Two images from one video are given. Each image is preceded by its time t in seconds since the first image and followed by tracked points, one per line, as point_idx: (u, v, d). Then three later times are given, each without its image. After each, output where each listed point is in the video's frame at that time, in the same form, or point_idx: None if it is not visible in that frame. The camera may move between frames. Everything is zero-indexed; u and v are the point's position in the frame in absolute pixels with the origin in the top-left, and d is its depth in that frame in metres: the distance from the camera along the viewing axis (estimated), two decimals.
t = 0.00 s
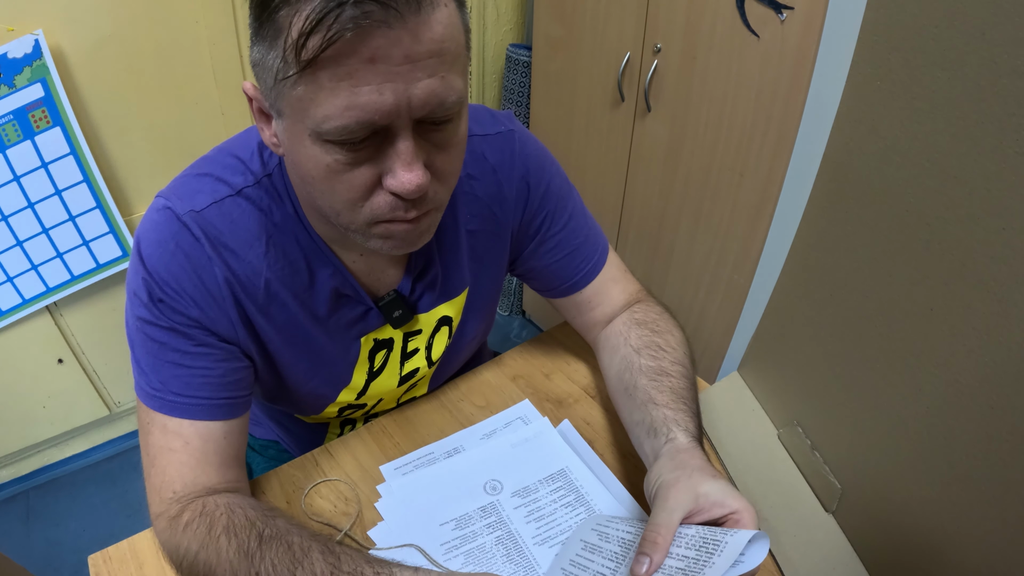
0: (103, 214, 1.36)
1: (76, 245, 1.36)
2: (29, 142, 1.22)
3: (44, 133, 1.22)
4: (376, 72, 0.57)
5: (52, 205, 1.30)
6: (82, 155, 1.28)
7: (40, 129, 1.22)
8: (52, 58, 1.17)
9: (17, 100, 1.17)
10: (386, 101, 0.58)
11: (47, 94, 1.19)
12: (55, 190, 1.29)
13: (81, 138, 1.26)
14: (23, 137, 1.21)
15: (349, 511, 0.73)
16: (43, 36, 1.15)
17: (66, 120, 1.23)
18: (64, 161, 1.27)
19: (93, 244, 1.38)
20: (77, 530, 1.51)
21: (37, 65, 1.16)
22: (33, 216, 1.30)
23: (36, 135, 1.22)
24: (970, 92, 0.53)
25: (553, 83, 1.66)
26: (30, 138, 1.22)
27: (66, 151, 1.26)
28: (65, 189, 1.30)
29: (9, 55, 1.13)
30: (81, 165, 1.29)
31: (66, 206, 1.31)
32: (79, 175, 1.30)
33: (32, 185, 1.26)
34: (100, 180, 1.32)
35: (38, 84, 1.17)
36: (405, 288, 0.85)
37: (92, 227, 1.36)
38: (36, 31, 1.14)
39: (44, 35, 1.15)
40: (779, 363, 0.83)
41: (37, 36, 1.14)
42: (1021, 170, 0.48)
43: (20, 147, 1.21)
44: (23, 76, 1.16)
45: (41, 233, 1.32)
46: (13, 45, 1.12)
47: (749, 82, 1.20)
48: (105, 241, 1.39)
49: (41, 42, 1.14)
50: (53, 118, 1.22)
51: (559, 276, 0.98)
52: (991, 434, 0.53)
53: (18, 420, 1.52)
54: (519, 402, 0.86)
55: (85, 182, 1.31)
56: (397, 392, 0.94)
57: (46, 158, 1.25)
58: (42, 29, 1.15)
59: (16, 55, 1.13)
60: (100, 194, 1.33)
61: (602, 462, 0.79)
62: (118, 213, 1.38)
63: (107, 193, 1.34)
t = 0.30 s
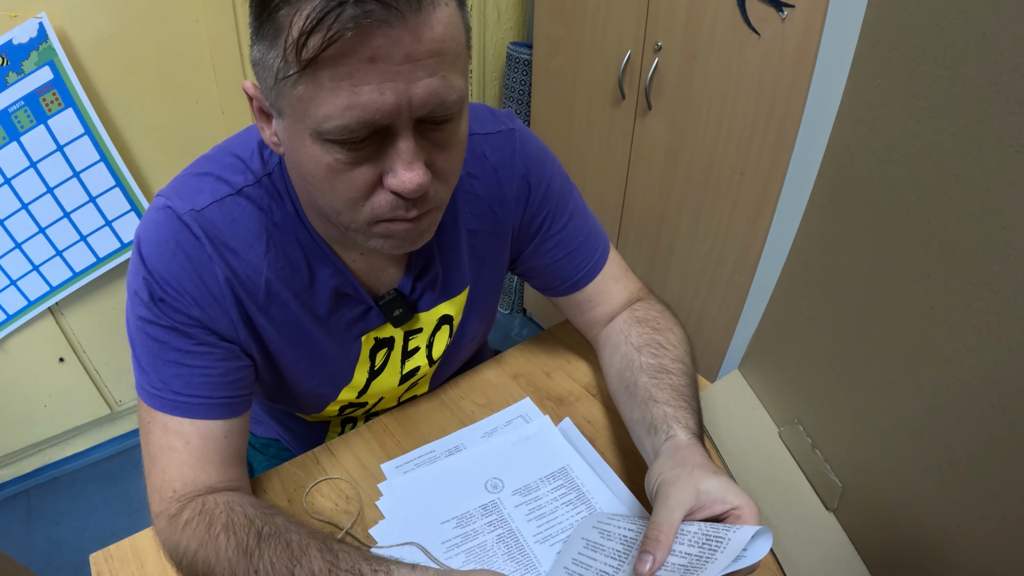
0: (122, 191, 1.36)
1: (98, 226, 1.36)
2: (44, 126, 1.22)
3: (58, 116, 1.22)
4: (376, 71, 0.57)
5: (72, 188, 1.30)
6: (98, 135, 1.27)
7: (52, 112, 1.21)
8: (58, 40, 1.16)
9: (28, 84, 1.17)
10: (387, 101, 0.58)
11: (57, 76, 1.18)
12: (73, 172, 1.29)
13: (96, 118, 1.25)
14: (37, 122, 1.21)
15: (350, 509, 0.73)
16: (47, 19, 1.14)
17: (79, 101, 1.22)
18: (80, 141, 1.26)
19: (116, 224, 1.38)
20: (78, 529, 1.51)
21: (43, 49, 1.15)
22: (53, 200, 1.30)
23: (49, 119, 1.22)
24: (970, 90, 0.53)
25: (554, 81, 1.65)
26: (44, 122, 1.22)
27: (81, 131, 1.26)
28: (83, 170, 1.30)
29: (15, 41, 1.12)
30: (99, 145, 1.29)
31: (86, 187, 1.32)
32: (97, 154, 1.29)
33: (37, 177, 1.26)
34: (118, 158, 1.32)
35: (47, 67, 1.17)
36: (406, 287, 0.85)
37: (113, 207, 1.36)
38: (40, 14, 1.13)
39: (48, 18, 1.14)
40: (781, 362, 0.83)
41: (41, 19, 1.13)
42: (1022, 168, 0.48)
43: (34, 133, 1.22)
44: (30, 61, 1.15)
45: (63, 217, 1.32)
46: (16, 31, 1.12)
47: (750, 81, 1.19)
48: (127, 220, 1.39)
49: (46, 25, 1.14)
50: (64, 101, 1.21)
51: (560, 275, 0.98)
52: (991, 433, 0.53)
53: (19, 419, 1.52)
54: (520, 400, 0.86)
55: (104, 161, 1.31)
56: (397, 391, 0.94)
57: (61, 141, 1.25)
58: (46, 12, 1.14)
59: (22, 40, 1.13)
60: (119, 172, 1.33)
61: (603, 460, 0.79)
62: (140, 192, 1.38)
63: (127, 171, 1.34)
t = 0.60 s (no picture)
0: (115, 199, 1.36)
1: (91, 232, 1.37)
2: (38, 131, 1.22)
3: (53, 122, 1.22)
4: (377, 67, 0.57)
5: (65, 193, 1.31)
6: (92, 141, 1.28)
7: (49, 117, 1.22)
8: (57, 45, 1.17)
9: (25, 89, 1.17)
10: (387, 96, 0.58)
11: (54, 82, 1.19)
12: (67, 177, 1.29)
13: (91, 126, 1.26)
14: (33, 127, 1.21)
15: (353, 506, 0.73)
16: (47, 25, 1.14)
17: (75, 108, 1.23)
18: (75, 148, 1.27)
19: (108, 230, 1.39)
20: (81, 526, 1.52)
21: (42, 54, 1.15)
22: (47, 205, 1.30)
23: (44, 124, 1.22)
24: (973, 87, 0.52)
25: (555, 78, 1.65)
26: (40, 127, 1.22)
27: (76, 137, 1.26)
28: (77, 176, 1.30)
29: (13, 45, 1.13)
30: (93, 152, 1.29)
31: (79, 194, 1.32)
32: (90, 161, 1.30)
33: (34, 180, 1.26)
34: (112, 165, 1.32)
35: (44, 73, 1.17)
36: (406, 284, 0.85)
37: (105, 213, 1.36)
38: (39, 19, 1.13)
39: (47, 23, 1.14)
40: (783, 358, 0.83)
41: (41, 25, 1.13)
42: None
43: (30, 137, 1.22)
44: (29, 66, 1.15)
45: (55, 222, 1.32)
46: (16, 35, 1.12)
47: (752, 77, 1.19)
48: (119, 227, 1.40)
49: (45, 31, 1.14)
50: (61, 106, 1.21)
51: (561, 272, 0.98)
52: (994, 430, 0.53)
53: (22, 417, 1.53)
54: (521, 397, 0.86)
55: (97, 168, 1.31)
56: (399, 388, 0.94)
57: (56, 147, 1.25)
58: (45, 17, 1.14)
59: (21, 44, 1.13)
60: (112, 179, 1.34)
61: (605, 457, 0.79)
62: (133, 201, 1.39)
63: (120, 178, 1.34)
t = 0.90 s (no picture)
0: (91, 223, 1.36)
1: (63, 252, 1.36)
2: (21, 148, 1.22)
3: (37, 140, 1.23)
4: (377, 63, 0.57)
5: (42, 211, 1.30)
6: (73, 163, 1.28)
7: (34, 135, 1.22)
8: (50, 65, 1.18)
9: (13, 106, 1.17)
10: (388, 93, 0.58)
11: (43, 101, 1.19)
12: (45, 197, 1.29)
13: (73, 148, 1.27)
14: (16, 143, 1.21)
15: (354, 503, 0.73)
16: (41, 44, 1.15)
17: (60, 129, 1.24)
18: (56, 168, 1.27)
19: (79, 251, 1.38)
20: (83, 524, 1.52)
21: (34, 73, 1.16)
22: (23, 220, 1.29)
23: (28, 142, 1.22)
24: (975, 84, 0.52)
25: (556, 76, 1.65)
26: (23, 144, 1.22)
27: (57, 158, 1.26)
28: (55, 197, 1.30)
29: (5, 60, 1.13)
30: (72, 173, 1.29)
31: (55, 214, 1.32)
32: (68, 184, 1.30)
33: (28, 187, 1.26)
34: (89, 188, 1.32)
35: (34, 91, 1.18)
36: (407, 281, 0.85)
37: (79, 235, 1.36)
38: (34, 39, 1.14)
39: (42, 43, 1.15)
40: (784, 356, 0.83)
41: (36, 44, 1.14)
42: None
43: (12, 152, 1.21)
44: (20, 82, 1.16)
45: (28, 238, 1.31)
46: (12, 51, 1.13)
47: (753, 76, 1.19)
48: (91, 250, 1.39)
49: (39, 51, 1.15)
50: (47, 126, 1.22)
51: (562, 269, 0.98)
52: (995, 427, 0.53)
53: (24, 416, 1.53)
54: (522, 394, 0.86)
55: (75, 191, 1.31)
56: (400, 385, 0.94)
57: (37, 165, 1.25)
58: (41, 37, 1.15)
59: (15, 61, 1.14)
60: (88, 203, 1.34)
61: (606, 454, 0.79)
62: (105, 220, 1.38)
63: (96, 202, 1.34)
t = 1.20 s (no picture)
0: (81, 230, 1.36)
1: (52, 258, 1.36)
2: (15, 153, 1.22)
3: (31, 146, 1.23)
4: (377, 62, 0.57)
5: (34, 217, 1.30)
6: (66, 170, 1.28)
7: (29, 141, 1.22)
8: (47, 71, 1.18)
9: (9, 111, 1.17)
10: (388, 91, 0.58)
11: (38, 107, 1.19)
12: (37, 203, 1.29)
13: (67, 156, 1.27)
14: (10, 149, 1.21)
15: (355, 503, 0.73)
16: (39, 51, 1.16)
17: (54, 135, 1.24)
18: (49, 175, 1.27)
19: (70, 258, 1.38)
20: (84, 524, 1.52)
21: (31, 79, 1.16)
22: (16, 225, 1.29)
23: (23, 147, 1.22)
24: (975, 83, 0.52)
25: (556, 75, 1.65)
26: (18, 149, 1.22)
27: (51, 165, 1.26)
28: (47, 203, 1.30)
29: (3, 65, 1.13)
30: (65, 180, 1.29)
31: (47, 220, 1.32)
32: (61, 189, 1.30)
33: (26, 189, 1.27)
34: (81, 194, 1.32)
35: (30, 97, 1.18)
36: (408, 280, 0.85)
37: (71, 242, 1.36)
38: (33, 45, 1.15)
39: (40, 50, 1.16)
40: (785, 355, 0.83)
41: (34, 50, 1.14)
42: None
43: (5, 157, 1.21)
44: (16, 88, 1.16)
45: (19, 243, 1.31)
46: (10, 56, 1.13)
47: (753, 75, 1.19)
48: (81, 257, 1.39)
49: (37, 57, 1.15)
50: (41, 132, 1.22)
51: (563, 268, 0.98)
52: (995, 427, 0.53)
53: (24, 416, 1.53)
54: (523, 394, 0.86)
55: (66, 198, 1.31)
56: (400, 385, 0.94)
57: (31, 170, 1.25)
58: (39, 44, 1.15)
59: (13, 66, 1.14)
60: (79, 210, 1.34)
61: (606, 454, 0.79)
62: (94, 224, 1.37)
63: (87, 209, 1.34)
